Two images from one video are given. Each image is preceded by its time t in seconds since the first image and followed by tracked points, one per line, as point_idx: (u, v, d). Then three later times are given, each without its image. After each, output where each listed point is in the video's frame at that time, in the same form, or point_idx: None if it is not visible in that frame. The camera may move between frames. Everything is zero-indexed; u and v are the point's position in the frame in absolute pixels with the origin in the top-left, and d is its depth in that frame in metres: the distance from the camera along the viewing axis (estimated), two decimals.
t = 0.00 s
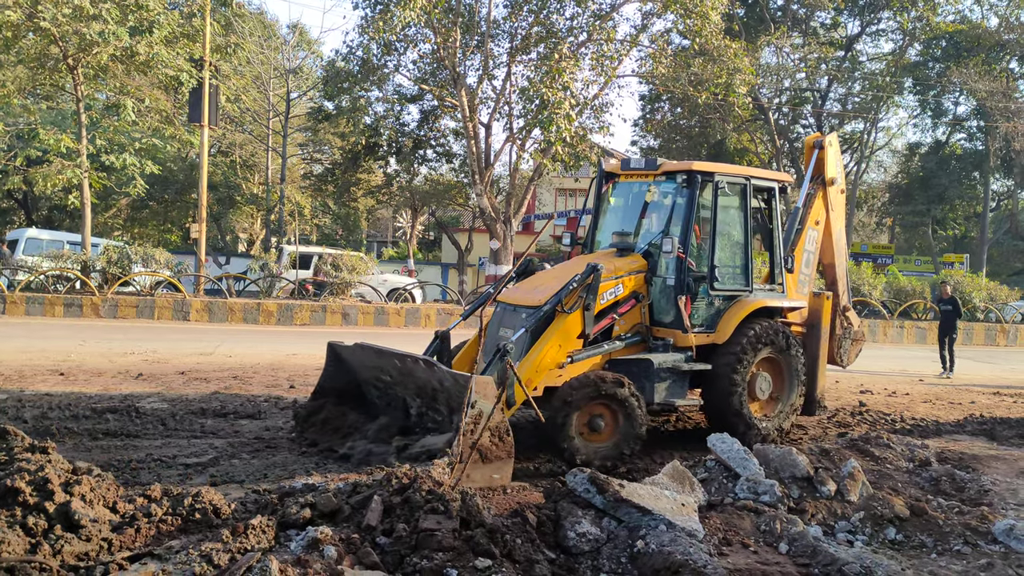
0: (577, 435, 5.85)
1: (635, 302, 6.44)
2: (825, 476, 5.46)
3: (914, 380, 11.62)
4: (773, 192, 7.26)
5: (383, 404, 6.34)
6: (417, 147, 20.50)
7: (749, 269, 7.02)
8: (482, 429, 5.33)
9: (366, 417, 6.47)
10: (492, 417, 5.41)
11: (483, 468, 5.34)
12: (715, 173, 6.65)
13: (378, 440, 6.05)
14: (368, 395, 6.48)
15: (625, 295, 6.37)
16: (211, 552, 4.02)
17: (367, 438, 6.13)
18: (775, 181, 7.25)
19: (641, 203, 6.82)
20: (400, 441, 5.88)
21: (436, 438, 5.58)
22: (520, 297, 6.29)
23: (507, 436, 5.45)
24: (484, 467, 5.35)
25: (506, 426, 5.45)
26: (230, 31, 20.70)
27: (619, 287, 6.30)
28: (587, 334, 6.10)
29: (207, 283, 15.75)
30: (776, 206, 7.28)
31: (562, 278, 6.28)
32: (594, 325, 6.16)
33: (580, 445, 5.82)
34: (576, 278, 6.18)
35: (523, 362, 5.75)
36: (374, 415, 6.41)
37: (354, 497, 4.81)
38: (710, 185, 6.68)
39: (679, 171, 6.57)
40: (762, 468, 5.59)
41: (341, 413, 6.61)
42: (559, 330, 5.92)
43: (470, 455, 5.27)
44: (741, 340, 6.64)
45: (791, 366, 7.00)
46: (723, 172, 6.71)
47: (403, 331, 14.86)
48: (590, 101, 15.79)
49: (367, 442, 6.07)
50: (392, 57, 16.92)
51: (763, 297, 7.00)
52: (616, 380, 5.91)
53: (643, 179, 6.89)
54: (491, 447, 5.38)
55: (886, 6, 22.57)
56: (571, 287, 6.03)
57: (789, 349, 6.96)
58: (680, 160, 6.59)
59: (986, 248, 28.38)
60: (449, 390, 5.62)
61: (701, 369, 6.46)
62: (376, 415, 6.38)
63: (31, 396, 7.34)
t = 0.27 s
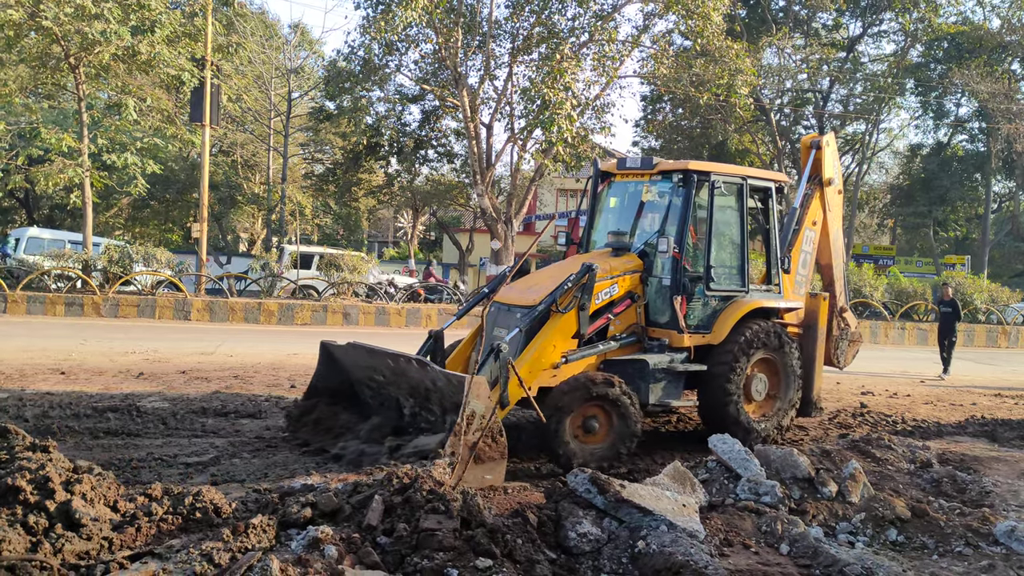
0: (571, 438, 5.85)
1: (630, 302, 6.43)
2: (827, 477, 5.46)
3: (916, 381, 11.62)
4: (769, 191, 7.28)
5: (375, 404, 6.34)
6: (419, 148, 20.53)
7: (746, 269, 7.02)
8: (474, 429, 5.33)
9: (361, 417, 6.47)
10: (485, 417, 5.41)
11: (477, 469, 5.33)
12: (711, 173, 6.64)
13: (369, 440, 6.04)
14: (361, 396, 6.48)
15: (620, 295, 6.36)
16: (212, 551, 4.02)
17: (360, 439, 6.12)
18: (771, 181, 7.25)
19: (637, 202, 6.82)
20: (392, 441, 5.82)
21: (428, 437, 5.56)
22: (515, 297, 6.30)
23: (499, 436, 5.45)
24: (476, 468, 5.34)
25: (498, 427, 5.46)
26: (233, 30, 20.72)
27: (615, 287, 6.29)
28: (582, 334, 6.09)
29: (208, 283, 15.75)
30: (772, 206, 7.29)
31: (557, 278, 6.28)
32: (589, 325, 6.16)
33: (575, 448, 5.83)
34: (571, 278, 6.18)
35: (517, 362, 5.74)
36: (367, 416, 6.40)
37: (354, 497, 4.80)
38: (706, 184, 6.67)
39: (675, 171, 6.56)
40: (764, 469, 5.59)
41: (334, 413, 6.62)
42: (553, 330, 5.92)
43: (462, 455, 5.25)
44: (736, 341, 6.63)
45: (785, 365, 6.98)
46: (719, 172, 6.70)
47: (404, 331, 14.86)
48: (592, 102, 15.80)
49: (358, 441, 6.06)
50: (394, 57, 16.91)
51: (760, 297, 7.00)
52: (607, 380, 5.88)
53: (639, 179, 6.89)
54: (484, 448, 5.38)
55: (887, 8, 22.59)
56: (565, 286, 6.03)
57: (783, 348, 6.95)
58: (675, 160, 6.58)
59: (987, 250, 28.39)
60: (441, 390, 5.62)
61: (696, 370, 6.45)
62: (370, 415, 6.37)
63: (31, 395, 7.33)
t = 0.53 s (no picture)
0: (568, 441, 5.85)
1: (627, 303, 6.43)
2: (827, 478, 5.46)
3: (917, 382, 11.61)
4: (767, 192, 7.28)
5: (371, 404, 6.34)
6: (420, 148, 20.57)
7: (744, 270, 7.01)
8: (470, 430, 5.33)
9: (356, 418, 6.47)
10: (482, 418, 5.41)
11: (473, 470, 5.33)
12: (709, 173, 6.63)
13: (366, 441, 6.04)
14: (356, 397, 6.48)
15: (617, 296, 6.37)
16: (213, 552, 4.03)
17: (355, 439, 6.12)
18: (770, 181, 7.25)
19: (634, 203, 6.83)
20: (388, 442, 5.84)
21: (426, 439, 5.56)
22: (512, 297, 6.31)
23: (495, 438, 5.46)
24: (472, 469, 5.34)
25: (494, 429, 5.45)
26: (234, 31, 20.75)
27: (612, 288, 6.29)
28: (579, 335, 6.10)
29: (210, 283, 15.77)
30: (770, 207, 7.28)
31: (554, 278, 6.28)
32: (587, 325, 6.16)
33: (573, 451, 5.83)
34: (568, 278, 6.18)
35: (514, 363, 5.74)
36: (362, 416, 6.40)
37: (355, 498, 4.80)
38: (704, 185, 6.67)
39: (673, 171, 6.56)
40: (764, 471, 5.59)
41: (329, 414, 6.62)
42: (550, 331, 5.92)
43: (459, 456, 5.24)
44: (732, 343, 6.63)
45: (782, 364, 6.98)
46: (717, 172, 6.70)
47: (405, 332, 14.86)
48: (593, 102, 15.81)
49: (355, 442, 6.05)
50: (395, 58, 16.93)
51: (758, 299, 7.00)
52: (601, 382, 5.88)
53: (637, 180, 6.90)
54: (480, 450, 5.37)
55: (889, 8, 22.60)
56: (562, 287, 6.03)
57: (780, 348, 6.94)
58: (673, 161, 6.58)
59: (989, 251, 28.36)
60: (437, 391, 5.61)
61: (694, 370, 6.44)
62: (365, 416, 6.37)
63: (33, 396, 7.35)
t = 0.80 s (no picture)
0: (568, 444, 5.84)
1: (627, 305, 6.44)
2: (829, 479, 5.46)
3: (919, 383, 11.60)
4: (767, 193, 7.27)
5: (370, 406, 6.34)
6: (421, 150, 20.61)
7: (744, 272, 7.01)
8: (470, 432, 5.31)
9: (355, 419, 6.46)
10: (481, 420, 5.40)
11: (473, 472, 5.33)
12: (709, 175, 6.63)
13: (365, 443, 6.03)
14: (356, 398, 6.47)
15: (617, 297, 6.37)
16: (214, 553, 4.03)
17: (355, 441, 6.11)
18: (770, 182, 7.25)
19: (634, 204, 6.83)
20: (388, 444, 5.83)
21: (426, 441, 5.55)
22: (512, 299, 6.31)
23: (494, 440, 5.46)
24: (472, 471, 5.34)
25: (494, 430, 5.44)
26: (236, 32, 20.76)
27: (611, 289, 6.30)
28: (579, 336, 6.10)
29: (211, 284, 15.77)
30: (771, 208, 7.27)
31: (554, 279, 6.28)
32: (586, 327, 6.16)
33: (573, 453, 5.83)
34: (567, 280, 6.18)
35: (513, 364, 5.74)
36: (361, 418, 6.39)
37: (356, 499, 4.79)
38: (704, 186, 6.66)
39: (672, 173, 6.56)
40: (766, 472, 5.58)
41: (329, 415, 6.61)
42: (550, 332, 5.92)
43: (459, 458, 5.24)
44: (731, 345, 6.62)
45: (782, 365, 6.96)
46: (717, 173, 6.69)
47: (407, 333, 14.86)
48: (595, 103, 15.81)
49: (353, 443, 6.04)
50: (397, 59, 16.95)
51: (758, 300, 6.99)
52: (599, 384, 5.86)
53: (636, 181, 6.90)
54: (479, 451, 5.37)
55: (890, 9, 22.62)
56: (562, 288, 6.03)
57: (779, 349, 6.92)
58: (673, 162, 6.58)
59: (990, 252, 28.35)
60: (437, 392, 5.60)
61: (694, 372, 6.42)
62: (364, 418, 6.36)
63: (35, 397, 7.35)
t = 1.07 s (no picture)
0: (569, 446, 5.84)
1: (628, 306, 6.44)
2: (830, 480, 5.46)
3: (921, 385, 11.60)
4: (769, 195, 7.27)
5: (372, 407, 6.34)
6: (422, 151, 20.64)
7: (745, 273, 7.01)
8: (471, 433, 5.32)
9: (357, 421, 6.47)
10: (482, 421, 5.40)
11: (475, 473, 5.33)
12: (710, 176, 6.63)
13: (366, 443, 6.03)
14: (358, 399, 6.47)
15: (618, 298, 6.37)
16: (216, 554, 4.03)
17: (356, 442, 6.11)
18: (771, 184, 7.25)
19: (635, 206, 6.83)
20: (389, 445, 5.82)
21: (426, 442, 5.55)
22: (514, 299, 6.32)
23: (496, 442, 5.46)
24: (474, 472, 5.35)
25: (495, 431, 5.44)
26: (238, 34, 20.79)
27: (613, 291, 6.30)
28: (580, 338, 6.10)
29: (213, 285, 15.78)
30: (772, 209, 7.27)
31: (556, 281, 6.29)
32: (588, 328, 6.16)
33: (575, 455, 5.83)
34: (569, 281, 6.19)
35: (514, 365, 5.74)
36: (363, 420, 6.40)
37: (358, 500, 4.79)
38: (705, 187, 6.67)
39: (674, 174, 6.56)
40: (767, 473, 5.58)
41: (330, 416, 6.61)
42: (551, 333, 5.93)
43: (461, 460, 5.24)
44: (732, 346, 6.62)
45: (783, 365, 6.96)
46: (719, 175, 6.69)
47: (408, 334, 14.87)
48: (596, 105, 15.82)
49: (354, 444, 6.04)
50: (398, 61, 16.97)
51: (759, 301, 6.99)
52: (600, 385, 5.86)
53: (637, 182, 6.90)
54: (481, 453, 5.37)
55: (891, 11, 22.63)
56: (564, 289, 6.03)
57: (780, 350, 6.92)
58: (674, 163, 6.58)
59: (992, 253, 28.31)
60: (439, 394, 5.60)
61: (695, 373, 6.42)
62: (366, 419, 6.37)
63: (37, 398, 7.36)
